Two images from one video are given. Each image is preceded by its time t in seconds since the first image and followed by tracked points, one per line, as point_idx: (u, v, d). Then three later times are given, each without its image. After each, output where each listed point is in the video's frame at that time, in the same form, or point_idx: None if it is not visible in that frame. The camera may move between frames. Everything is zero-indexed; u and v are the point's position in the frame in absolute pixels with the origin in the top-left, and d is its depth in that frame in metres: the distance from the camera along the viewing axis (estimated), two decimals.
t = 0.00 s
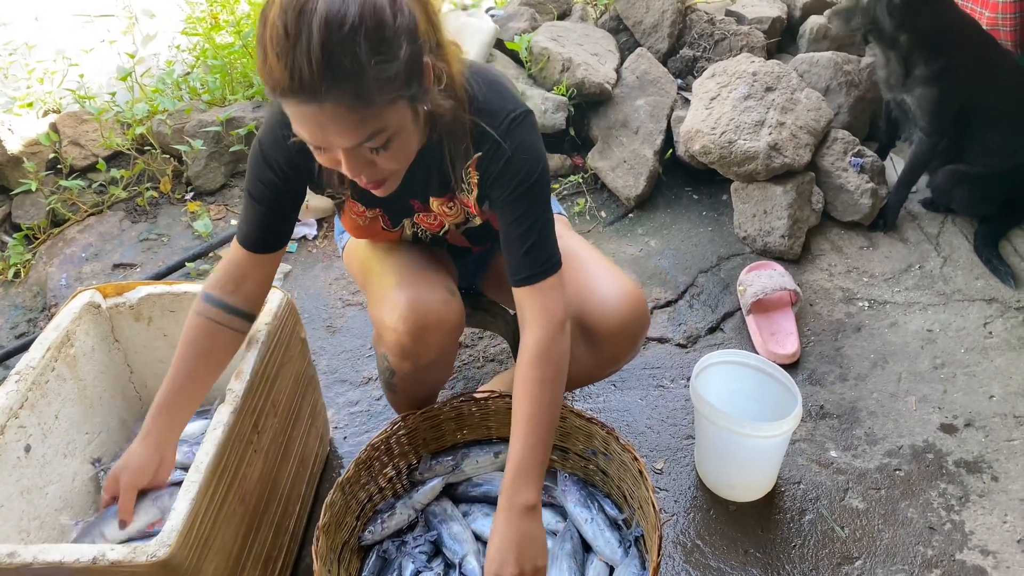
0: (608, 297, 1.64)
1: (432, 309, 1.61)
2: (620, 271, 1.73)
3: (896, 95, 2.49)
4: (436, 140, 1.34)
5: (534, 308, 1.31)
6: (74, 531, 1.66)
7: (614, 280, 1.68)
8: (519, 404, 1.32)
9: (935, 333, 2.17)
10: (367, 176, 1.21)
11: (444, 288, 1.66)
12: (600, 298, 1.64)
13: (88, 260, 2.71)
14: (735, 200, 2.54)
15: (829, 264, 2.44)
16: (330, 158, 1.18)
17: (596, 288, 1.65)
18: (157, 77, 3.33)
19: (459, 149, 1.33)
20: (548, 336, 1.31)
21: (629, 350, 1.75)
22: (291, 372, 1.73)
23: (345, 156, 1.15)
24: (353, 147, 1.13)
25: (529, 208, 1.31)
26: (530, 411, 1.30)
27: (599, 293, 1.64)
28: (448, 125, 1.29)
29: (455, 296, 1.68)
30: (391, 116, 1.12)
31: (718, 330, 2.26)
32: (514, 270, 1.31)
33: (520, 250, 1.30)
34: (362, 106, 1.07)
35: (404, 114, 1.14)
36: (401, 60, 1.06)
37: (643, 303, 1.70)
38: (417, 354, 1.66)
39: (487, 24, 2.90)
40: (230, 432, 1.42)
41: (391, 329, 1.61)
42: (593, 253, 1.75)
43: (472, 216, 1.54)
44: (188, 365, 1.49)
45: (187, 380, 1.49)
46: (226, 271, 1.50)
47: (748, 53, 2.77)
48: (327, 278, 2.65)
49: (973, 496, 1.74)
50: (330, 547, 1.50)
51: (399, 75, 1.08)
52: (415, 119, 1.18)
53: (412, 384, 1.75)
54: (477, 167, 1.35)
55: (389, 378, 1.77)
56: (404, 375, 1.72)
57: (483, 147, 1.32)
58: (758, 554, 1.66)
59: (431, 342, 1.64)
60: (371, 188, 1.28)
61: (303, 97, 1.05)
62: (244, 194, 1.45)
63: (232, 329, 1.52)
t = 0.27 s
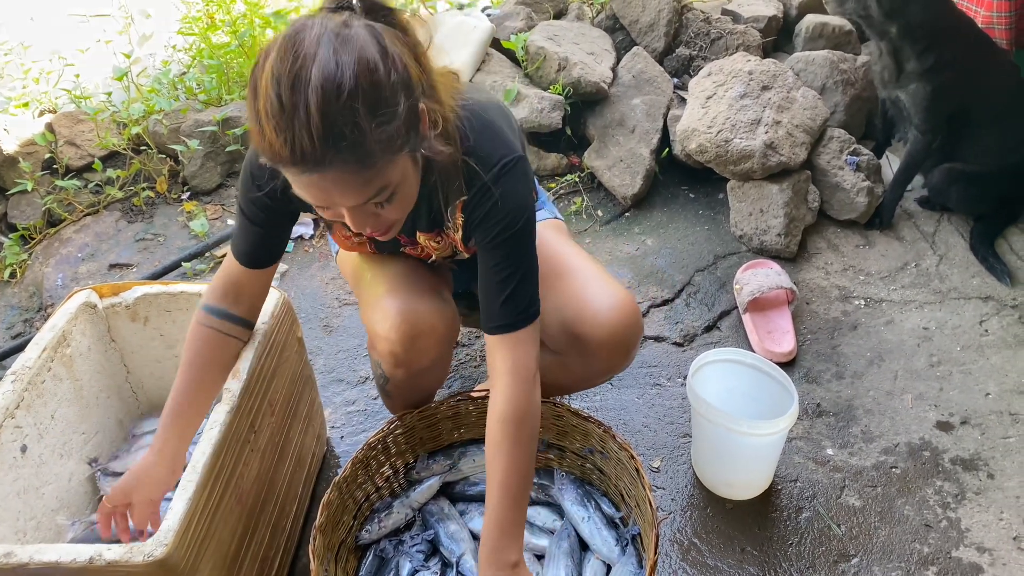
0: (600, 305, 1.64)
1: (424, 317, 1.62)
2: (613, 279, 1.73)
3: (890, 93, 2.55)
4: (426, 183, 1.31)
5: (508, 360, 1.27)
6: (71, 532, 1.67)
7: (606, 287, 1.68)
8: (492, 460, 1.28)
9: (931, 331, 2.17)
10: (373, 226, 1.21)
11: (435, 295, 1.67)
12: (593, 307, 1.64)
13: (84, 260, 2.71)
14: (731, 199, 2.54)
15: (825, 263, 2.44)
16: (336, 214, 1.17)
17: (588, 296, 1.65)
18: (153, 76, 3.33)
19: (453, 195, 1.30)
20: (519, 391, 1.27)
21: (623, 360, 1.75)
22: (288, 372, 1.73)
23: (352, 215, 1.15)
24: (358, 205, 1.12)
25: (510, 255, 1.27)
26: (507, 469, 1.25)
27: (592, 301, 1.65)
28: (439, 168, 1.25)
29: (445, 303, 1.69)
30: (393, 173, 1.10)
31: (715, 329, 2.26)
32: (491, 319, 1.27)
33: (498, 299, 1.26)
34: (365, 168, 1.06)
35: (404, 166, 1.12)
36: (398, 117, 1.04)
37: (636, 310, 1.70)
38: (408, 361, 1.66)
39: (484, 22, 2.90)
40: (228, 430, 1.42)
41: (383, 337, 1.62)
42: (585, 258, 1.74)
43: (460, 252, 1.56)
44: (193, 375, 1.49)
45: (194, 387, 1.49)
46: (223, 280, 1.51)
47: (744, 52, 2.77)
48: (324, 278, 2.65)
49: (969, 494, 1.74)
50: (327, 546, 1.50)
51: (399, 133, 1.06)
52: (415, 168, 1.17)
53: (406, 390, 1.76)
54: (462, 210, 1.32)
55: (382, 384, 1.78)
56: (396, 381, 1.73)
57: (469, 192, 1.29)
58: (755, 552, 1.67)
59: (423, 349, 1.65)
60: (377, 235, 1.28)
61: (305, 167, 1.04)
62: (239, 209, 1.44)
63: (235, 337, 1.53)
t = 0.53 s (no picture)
0: (598, 303, 1.64)
1: (422, 315, 1.62)
2: (610, 278, 1.72)
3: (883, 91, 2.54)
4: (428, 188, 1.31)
5: (502, 374, 1.28)
6: (67, 532, 1.66)
7: (603, 286, 1.68)
8: (488, 476, 1.29)
9: (925, 330, 2.18)
10: (376, 225, 1.20)
11: (433, 293, 1.68)
12: (591, 305, 1.64)
13: (79, 261, 2.71)
14: (726, 199, 2.55)
15: (820, 262, 2.45)
16: (339, 213, 1.17)
17: (585, 295, 1.65)
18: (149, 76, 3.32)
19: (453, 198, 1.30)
20: (517, 411, 1.28)
21: (619, 357, 1.75)
22: (284, 372, 1.73)
23: (354, 213, 1.14)
24: (361, 203, 1.11)
25: (509, 270, 1.27)
26: (503, 484, 1.27)
27: (590, 300, 1.64)
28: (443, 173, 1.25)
29: (444, 301, 1.69)
30: (396, 171, 1.10)
31: (710, 328, 2.27)
32: (487, 332, 1.27)
33: (495, 314, 1.27)
34: (368, 165, 1.05)
35: (408, 165, 1.12)
36: (400, 114, 1.05)
37: (632, 308, 1.70)
38: (406, 359, 1.66)
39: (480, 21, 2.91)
40: (224, 430, 1.42)
41: (382, 335, 1.62)
42: (582, 257, 1.74)
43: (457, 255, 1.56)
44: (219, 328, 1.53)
45: (222, 338, 1.53)
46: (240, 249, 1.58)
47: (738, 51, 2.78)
48: (320, 277, 2.65)
49: (963, 492, 1.75)
50: (324, 546, 1.50)
51: (402, 129, 1.06)
52: (418, 168, 1.17)
53: (403, 387, 1.76)
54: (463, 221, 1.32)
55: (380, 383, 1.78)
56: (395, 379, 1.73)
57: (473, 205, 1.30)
58: (751, 551, 1.67)
59: (422, 347, 1.65)
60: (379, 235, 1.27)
61: (309, 163, 1.03)
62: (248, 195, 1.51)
63: (253, 301, 1.59)
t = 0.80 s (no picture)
0: (601, 304, 1.64)
1: (424, 314, 1.61)
2: (612, 277, 1.73)
3: (878, 92, 2.57)
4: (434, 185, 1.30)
5: (529, 361, 1.30)
6: (61, 532, 1.65)
7: (606, 286, 1.68)
8: (509, 460, 1.28)
9: (920, 329, 2.18)
10: (381, 220, 1.19)
11: (434, 292, 1.67)
12: (594, 305, 1.64)
13: (74, 259, 2.70)
14: (722, 198, 2.55)
15: (816, 262, 2.45)
16: (346, 205, 1.16)
17: (589, 294, 1.65)
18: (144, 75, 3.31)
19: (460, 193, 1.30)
20: (544, 389, 1.30)
21: (621, 355, 1.75)
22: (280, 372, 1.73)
23: (362, 205, 1.12)
24: (370, 195, 1.10)
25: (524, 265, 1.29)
26: (527, 466, 1.27)
27: (593, 300, 1.65)
28: (450, 165, 1.25)
29: (445, 300, 1.68)
30: (406, 162, 1.10)
31: (706, 328, 2.27)
32: (506, 323, 1.29)
33: (513, 304, 1.28)
34: (380, 156, 1.05)
35: (416, 158, 1.12)
36: (412, 106, 1.04)
37: (635, 308, 1.70)
38: (407, 358, 1.66)
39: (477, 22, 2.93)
40: (219, 430, 1.42)
41: (383, 333, 1.61)
42: (584, 258, 1.75)
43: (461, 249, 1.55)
44: (268, 328, 1.53)
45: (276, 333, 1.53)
46: (258, 259, 1.55)
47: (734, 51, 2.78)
48: (315, 277, 2.65)
49: (958, 491, 1.75)
50: (319, 547, 1.50)
51: (414, 120, 1.06)
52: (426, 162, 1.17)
53: (402, 386, 1.75)
54: (472, 217, 1.33)
55: (380, 383, 1.77)
56: (395, 377, 1.73)
57: (482, 199, 1.30)
58: (746, 551, 1.67)
59: (423, 346, 1.64)
60: (383, 229, 1.26)
61: (321, 152, 1.02)
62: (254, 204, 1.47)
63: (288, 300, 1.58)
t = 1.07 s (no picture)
0: (608, 301, 1.64)
1: (431, 315, 1.60)
2: (619, 274, 1.73)
3: (877, 91, 2.57)
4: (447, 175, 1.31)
5: (553, 334, 1.41)
6: (57, 528, 1.64)
7: (613, 283, 1.68)
8: (530, 419, 1.38)
9: (919, 330, 2.18)
10: (395, 206, 1.18)
11: (440, 292, 1.66)
12: (602, 302, 1.64)
13: (71, 255, 2.69)
14: (721, 198, 2.55)
15: (814, 262, 2.45)
16: (359, 190, 1.15)
17: (596, 291, 1.66)
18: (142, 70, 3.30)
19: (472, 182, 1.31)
20: (565, 358, 1.41)
21: (628, 353, 1.75)
22: (277, 369, 1.72)
23: (377, 189, 1.12)
24: (387, 180, 1.10)
25: (543, 250, 1.35)
26: (548, 425, 1.37)
27: (600, 298, 1.64)
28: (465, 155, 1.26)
29: (451, 300, 1.67)
30: (424, 149, 1.09)
31: (704, 327, 2.27)
32: (526, 305, 1.39)
33: (533, 289, 1.36)
34: (399, 142, 1.05)
35: (434, 145, 1.11)
36: (435, 94, 1.04)
37: (642, 305, 1.70)
38: (413, 358, 1.65)
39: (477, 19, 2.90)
40: (215, 427, 1.42)
41: (389, 333, 1.60)
42: (590, 255, 1.75)
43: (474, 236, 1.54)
44: (323, 398, 1.42)
45: (333, 405, 1.42)
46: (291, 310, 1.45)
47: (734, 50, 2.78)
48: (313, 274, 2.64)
49: (955, 492, 1.75)
50: (316, 544, 1.49)
51: (434, 107, 1.06)
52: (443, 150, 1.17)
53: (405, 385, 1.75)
54: (488, 204, 1.35)
55: (383, 379, 1.76)
56: (399, 376, 1.72)
57: (499, 186, 1.32)
58: (744, 550, 1.67)
59: (429, 346, 1.64)
60: (395, 217, 1.25)
61: (341, 135, 1.02)
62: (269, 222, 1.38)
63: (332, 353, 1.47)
